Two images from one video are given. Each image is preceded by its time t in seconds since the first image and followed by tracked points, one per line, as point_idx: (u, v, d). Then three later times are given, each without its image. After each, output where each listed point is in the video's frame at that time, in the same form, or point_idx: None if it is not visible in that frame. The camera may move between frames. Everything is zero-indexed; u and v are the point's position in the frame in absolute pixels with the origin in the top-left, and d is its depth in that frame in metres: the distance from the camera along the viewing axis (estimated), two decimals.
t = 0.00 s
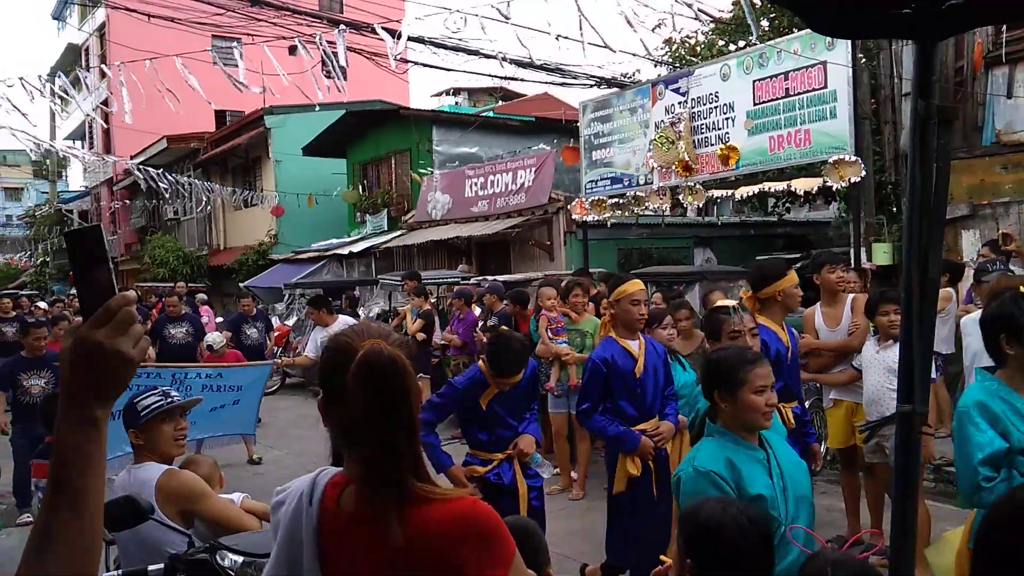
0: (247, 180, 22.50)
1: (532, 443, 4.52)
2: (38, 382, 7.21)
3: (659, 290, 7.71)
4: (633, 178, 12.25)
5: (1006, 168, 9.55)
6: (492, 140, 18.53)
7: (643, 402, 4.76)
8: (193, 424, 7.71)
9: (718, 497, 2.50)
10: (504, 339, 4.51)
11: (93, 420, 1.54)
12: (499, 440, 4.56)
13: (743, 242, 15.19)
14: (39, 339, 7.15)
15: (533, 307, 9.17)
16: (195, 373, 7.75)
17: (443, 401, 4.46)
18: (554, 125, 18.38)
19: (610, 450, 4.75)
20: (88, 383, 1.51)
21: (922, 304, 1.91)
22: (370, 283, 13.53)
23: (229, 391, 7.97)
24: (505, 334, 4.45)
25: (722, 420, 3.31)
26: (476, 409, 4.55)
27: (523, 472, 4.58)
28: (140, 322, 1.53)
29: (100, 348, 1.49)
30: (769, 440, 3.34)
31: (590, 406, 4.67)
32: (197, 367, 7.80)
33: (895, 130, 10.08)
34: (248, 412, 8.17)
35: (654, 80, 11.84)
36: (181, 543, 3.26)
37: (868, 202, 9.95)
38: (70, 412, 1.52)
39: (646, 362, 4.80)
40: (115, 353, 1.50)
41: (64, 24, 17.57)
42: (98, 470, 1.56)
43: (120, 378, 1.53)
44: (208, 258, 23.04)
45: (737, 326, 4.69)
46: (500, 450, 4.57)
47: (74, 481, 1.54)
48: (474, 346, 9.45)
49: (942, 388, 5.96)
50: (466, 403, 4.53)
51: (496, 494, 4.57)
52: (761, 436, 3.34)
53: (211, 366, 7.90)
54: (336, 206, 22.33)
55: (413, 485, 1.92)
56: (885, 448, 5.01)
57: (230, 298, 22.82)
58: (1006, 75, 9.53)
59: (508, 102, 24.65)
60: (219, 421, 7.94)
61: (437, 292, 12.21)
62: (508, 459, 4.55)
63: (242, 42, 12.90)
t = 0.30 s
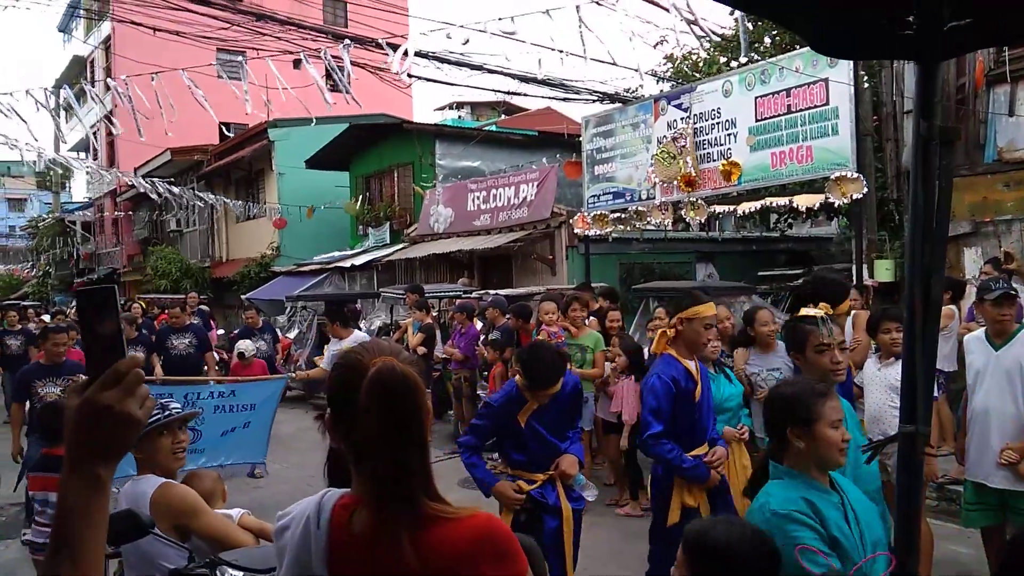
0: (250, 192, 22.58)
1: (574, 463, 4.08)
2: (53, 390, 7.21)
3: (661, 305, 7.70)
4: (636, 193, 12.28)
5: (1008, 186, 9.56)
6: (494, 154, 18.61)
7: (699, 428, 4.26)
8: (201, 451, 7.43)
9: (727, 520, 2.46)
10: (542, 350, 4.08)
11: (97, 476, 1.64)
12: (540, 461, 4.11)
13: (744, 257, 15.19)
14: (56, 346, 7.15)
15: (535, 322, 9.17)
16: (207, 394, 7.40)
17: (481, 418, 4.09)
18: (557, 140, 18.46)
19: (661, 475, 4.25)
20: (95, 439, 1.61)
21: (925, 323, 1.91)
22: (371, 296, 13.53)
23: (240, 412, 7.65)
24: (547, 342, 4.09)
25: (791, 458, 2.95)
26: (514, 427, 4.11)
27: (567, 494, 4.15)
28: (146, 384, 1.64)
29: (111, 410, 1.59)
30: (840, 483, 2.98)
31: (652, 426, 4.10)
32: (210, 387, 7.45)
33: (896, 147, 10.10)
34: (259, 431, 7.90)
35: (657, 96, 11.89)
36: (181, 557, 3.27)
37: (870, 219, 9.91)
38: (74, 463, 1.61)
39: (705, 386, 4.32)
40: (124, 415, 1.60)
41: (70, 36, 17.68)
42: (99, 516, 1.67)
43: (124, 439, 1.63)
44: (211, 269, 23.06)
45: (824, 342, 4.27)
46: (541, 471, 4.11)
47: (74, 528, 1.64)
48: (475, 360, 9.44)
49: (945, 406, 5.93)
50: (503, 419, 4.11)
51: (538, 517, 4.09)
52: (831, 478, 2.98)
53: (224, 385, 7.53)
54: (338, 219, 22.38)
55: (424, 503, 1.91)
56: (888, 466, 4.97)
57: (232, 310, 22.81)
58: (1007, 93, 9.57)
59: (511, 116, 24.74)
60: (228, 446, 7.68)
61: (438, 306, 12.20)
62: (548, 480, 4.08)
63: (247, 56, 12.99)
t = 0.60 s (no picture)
0: (270, 205, 22.82)
1: (646, 490, 3.61)
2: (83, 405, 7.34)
3: (680, 317, 7.70)
4: (653, 204, 12.28)
5: None
6: (512, 166, 18.72)
7: (791, 446, 3.74)
8: (241, 473, 7.23)
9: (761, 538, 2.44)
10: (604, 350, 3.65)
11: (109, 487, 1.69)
12: (607, 485, 3.66)
13: (764, 268, 15.11)
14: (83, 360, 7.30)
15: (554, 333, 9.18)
16: (244, 410, 7.19)
17: (542, 441, 3.64)
18: (574, 151, 18.53)
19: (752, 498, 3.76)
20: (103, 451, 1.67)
21: (949, 336, 1.90)
22: (390, 308, 13.60)
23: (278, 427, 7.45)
24: (614, 350, 3.62)
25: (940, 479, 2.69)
26: (579, 451, 3.66)
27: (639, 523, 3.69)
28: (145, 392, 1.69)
29: (114, 419, 1.64)
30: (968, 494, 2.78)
31: (727, 441, 3.68)
32: (246, 403, 7.21)
33: (916, 157, 10.03)
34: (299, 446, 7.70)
35: (674, 107, 11.90)
36: (204, 567, 3.31)
37: (891, 229, 9.79)
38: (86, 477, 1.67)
39: (800, 400, 3.82)
40: (130, 423, 1.66)
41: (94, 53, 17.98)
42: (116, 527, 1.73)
43: (130, 448, 1.69)
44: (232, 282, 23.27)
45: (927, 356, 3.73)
46: (610, 498, 3.65)
47: (92, 538, 1.69)
48: (493, 372, 9.45)
49: (971, 419, 5.86)
50: (567, 442, 3.63)
51: (612, 546, 3.63)
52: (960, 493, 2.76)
53: (261, 400, 7.31)
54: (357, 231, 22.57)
55: (454, 516, 1.94)
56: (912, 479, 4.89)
57: (252, 322, 22.97)
58: None
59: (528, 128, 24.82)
60: (269, 466, 7.46)
61: (457, 318, 12.23)
62: (618, 508, 3.62)
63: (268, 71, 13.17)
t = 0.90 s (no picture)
0: (306, 204, 23.10)
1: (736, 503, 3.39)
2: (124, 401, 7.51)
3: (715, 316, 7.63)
4: (688, 202, 12.17)
5: None
6: (545, 164, 18.71)
7: (894, 460, 3.59)
8: (291, 480, 6.69)
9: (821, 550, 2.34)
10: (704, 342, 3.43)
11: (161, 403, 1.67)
12: (701, 493, 3.42)
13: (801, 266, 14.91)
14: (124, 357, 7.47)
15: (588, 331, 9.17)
16: (293, 410, 6.67)
17: (642, 444, 3.32)
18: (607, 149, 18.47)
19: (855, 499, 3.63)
20: (159, 360, 1.68)
21: (996, 336, 1.86)
22: (424, 305, 13.67)
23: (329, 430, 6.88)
24: (714, 338, 3.43)
25: None
26: (677, 456, 3.38)
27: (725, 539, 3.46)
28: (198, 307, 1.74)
29: (167, 326, 1.67)
30: None
31: (818, 440, 3.60)
32: (296, 402, 6.70)
33: (959, 153, 9.81)
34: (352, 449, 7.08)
35: (709, 104, 11.78)
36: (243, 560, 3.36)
37: (932, 226, 9.59)
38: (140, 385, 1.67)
39: (909, 409, 3.67)
40: (179, 332, 1.68)
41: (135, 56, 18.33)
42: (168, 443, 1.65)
43: (180, 355, 1.70)
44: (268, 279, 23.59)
45: None
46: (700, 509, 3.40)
47: (139, 449, 1.61)
48: (526, 369, 9.47)
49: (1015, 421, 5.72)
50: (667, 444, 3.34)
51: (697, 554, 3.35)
52: None
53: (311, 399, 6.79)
54: (390, 229, 22.78)
55: (510, 514, 1.96)
56: (954, 481, 4.79)
57: (287, 319, 23.26)
58: None
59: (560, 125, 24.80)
60: (320, 473, 6.87)
61: (490, 316, 12.27)
62: (705, 523, 3.38)
63: (303, 71, 13.34)
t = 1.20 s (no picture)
0: (342, 210, 23.38)
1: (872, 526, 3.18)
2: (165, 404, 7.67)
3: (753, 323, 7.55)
4: (724, 208, 12.06)
5: None
6: (580, 170, 18.72)
7: None
8: (338, 498, 6.33)
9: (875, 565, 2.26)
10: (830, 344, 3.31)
11: (205, 365, 1.52)
12: (828, 513, 3.22)
13: (840, 273, 14.69)
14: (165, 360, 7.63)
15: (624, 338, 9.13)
16: (340, 425, 6.30)
17: (768, 445, 3.18)
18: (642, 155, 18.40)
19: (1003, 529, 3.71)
20: (204, 325, 1.53)
21: None
22: (458, 311, 13.71)
23: (378, 446, 6.48)
24: (840, 337, 3.30)
25: None
26: (805, 470, 3.20)
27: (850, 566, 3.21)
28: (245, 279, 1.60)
29: (209, 297, 1.53)
30: None
31: (961, 469, 3.66)
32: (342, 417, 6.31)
33: (1005, 157, 9.58)
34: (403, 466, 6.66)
35: (746, 109, 11.68)
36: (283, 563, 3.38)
37: (977, 232, 9.37)
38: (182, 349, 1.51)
39: None
40: (221, 303, 1.54)
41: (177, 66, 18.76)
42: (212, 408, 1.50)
43: (225, 326, 1.54)
44: (306, 285, 23.88)
45: None
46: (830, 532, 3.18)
47: (177, 409, 1.46)
48: (560, 375, 9.41)
49: None
50: (794, 456, 3.17)
51: None
52: None
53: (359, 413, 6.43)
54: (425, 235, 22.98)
55: (572, 528, 1.97)
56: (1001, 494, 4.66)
57: (324, 324, 23.52)
58: None
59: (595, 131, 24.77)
60: (369, 492, 6.46)
61: (525, 322, 12.26)
62: (842, 549, 3.03)
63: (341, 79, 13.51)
